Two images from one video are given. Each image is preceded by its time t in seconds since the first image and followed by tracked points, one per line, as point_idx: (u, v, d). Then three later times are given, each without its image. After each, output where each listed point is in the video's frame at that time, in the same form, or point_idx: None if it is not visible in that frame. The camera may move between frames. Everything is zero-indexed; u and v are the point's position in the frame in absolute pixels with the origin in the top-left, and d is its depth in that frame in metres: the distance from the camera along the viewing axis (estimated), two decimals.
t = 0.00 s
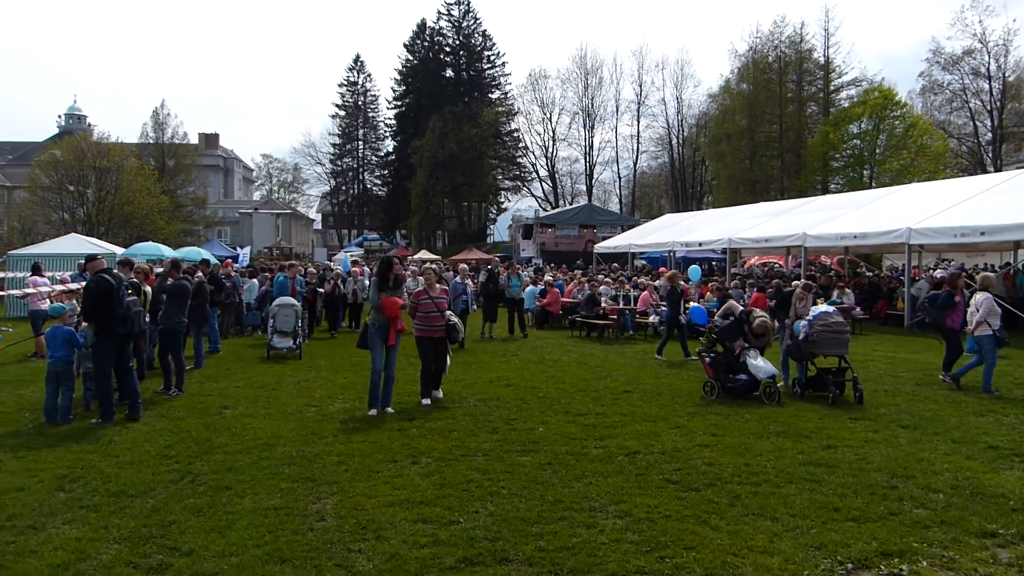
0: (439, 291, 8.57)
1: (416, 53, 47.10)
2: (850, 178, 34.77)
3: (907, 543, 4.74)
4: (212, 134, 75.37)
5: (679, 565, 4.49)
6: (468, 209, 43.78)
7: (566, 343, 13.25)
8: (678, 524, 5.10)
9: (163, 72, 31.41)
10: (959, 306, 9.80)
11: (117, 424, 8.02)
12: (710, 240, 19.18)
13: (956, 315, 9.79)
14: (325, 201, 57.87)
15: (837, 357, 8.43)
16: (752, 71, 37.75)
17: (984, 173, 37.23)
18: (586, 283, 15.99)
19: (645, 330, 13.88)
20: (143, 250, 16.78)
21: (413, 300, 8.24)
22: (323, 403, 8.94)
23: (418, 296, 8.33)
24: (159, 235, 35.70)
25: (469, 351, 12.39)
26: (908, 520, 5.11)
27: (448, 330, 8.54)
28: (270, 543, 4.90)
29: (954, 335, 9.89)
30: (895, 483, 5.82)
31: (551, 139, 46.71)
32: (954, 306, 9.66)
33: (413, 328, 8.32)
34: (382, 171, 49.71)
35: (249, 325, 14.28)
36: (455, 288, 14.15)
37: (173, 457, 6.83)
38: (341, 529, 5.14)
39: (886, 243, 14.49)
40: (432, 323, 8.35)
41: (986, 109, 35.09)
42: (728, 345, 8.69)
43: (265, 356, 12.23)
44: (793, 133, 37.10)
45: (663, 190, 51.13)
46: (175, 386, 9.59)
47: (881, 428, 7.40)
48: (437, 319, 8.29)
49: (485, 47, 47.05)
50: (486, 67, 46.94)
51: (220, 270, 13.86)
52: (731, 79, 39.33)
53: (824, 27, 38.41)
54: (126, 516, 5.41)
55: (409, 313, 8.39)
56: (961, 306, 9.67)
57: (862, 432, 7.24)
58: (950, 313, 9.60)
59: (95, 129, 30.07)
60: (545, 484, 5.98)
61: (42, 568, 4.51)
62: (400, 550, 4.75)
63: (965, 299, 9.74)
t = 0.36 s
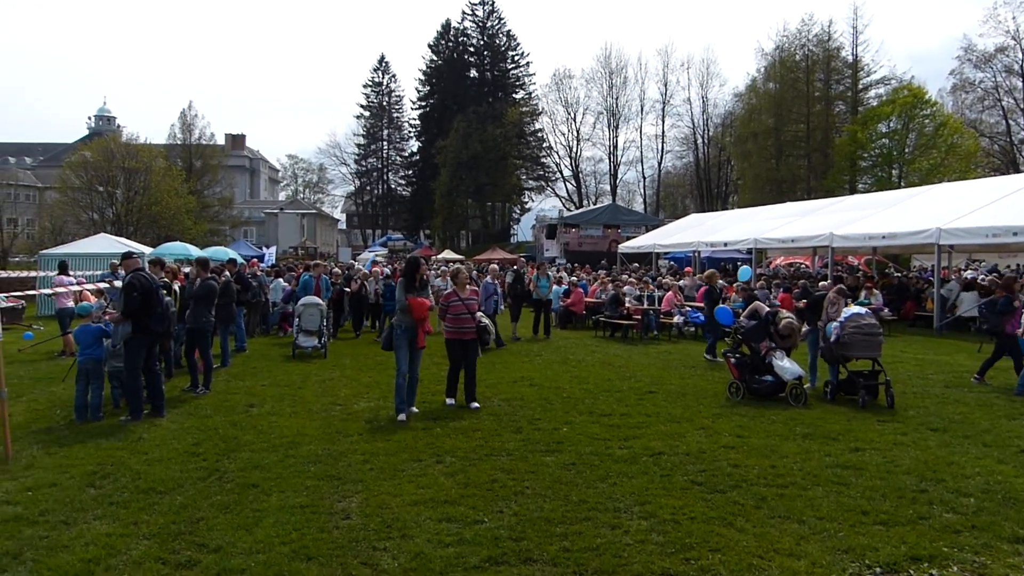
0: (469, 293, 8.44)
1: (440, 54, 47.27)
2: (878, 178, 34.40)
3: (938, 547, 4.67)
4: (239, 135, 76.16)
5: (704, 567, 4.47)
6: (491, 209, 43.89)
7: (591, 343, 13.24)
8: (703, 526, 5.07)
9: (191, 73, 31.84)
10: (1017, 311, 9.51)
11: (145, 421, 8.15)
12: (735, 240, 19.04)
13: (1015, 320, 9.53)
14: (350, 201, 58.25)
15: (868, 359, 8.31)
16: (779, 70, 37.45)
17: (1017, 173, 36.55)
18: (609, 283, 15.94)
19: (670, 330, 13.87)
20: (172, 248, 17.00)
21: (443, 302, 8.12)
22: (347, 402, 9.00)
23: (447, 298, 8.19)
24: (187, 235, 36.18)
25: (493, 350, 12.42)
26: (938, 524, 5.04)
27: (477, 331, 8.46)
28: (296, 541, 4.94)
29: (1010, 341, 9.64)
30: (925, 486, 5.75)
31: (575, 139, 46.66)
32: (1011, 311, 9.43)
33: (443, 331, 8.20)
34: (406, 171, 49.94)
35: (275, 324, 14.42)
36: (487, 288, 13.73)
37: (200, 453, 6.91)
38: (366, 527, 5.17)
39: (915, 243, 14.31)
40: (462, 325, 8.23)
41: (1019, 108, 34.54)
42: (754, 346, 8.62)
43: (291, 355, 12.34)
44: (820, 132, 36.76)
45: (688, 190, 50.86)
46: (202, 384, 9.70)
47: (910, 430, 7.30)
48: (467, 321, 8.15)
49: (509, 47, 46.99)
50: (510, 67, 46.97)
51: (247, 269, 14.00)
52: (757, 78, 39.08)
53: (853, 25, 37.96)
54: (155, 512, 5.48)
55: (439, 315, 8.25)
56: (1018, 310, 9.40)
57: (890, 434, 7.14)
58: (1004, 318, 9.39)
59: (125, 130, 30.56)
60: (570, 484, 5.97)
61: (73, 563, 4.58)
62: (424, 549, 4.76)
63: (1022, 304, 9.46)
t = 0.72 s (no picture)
0: (502, 290, 8.45)
1: (463, 51, 47.32)
2: (905, 176, 33.90)
3: (967, 551, 4.61)
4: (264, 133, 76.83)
5: (726, 566, 4.45)
6: (514, 207, 43.91)
7: (613, 342, 13.19)
8: (725, 525, 5.04)
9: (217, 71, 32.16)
10: None
11: (172, 416, 8.26)
12: (759, 239, 18.89)
13: None
14: (374, 199, 58.57)
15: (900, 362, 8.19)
16: (805, 66, 37.04)
17: None
18: (632, 282, 15.81)
19: (694, 329, 13.77)
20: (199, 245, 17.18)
21: (477, 298, 8.18)
22: (370, 399, 9.04)
23: (481, 294, 8.24)
24: (212, 232, 36.61)
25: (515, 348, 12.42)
26: (966, 527, 4.97)
27: (509, 329, 8.46)
28: (319, 536, 4.97)
29: None
30: (953, 489, 5.66)
31: (599, 136, 46.47)
32: None
33: (475, 327, 8.24)
34: (429, 169, 50.09)
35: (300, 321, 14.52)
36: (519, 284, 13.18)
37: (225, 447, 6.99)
38: (389, 523, 5.20)
39: (944, 242, 14.09)
40: (496, 322, 8.26)
41: None
42: (779, 345, 8.55)
43: (314, 352, 12.43)
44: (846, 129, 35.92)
45: (712, 187, 50.50)
46: (227, 380, 9.81)
47: (938, 432, 7.20)
48: (500, 318, 8.18)
49: (533, 44, 46.85)
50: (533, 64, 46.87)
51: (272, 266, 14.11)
52: (783, 75, 38.62)
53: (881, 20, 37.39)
54: (181, 506, 5.55)
55: (473, 311, 8.30)
56: None
57: (918, 436, 7.05)
58: None
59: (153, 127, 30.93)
60: (592, 483, 5.95)
61: (101, 554, 4.66)
62: (447, 546, 4.78)
63: None
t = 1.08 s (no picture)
0: (530, 286, 8.41)
1: (487, 47, 47.34)
2: (936, 171, 33.37)
3: (1000, 552, 4.53)
4: (289, 130, 77.47)
5: (754, 564, 4.42)
6: (538, 203, 43.88)
7: (638, 338, 13.13)
8: (753, 523, 5.00)
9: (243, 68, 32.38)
10: None
11: (199, 410, 8.38)
12: (786, 235, 18.71)
13: None
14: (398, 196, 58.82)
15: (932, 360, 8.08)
16: (833, 59, 36.62)
17: None
18: (656, 278, 15.72)
19: (719, 326, 13.67)
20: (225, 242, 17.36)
21: (506, 293, 8.14)
22: (395, 394, 9.09)
23: (511, 289, 8.20)
24: (238, 229, 36.96)
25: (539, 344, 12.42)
26: (999, 528, 4.89)
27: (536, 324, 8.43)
28: (347, 530, 5.01)
29: None
30: (985, 489, 5.57)
31: (623, 132, 46.26)
32: None
33: (503, 323, 8.21)
34: (453, 165, 50.21)
35: (324, 316, 14.63)
36: (554, 282, 12.81)
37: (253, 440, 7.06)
38: (416, 517, 5.22)
39: (976, 238, 13.87)
40: (523, 317, 8.22)
41: None
42: (807, 342, 8.46)
43: (339, 347, 12.51)
44: (875, 123, 35.90)
45: (737, 183, 50.10)
46: (255, 374, 9.92)
47: (969, 431, 7.09)
48: (528, 313, 8.15)
49: (557, 40, 46.73)
50: (557, 60, 46.78)
51: (297, 263, 14.23)
52: (810, 68, 38.24)
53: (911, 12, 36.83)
54: (210, 498, 5.62)
55: (501, 306, 8.27)
56: None
57: (948, 435, 6.95)
58: None
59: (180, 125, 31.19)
60: (618, 480, 5.93)
61: (132, 546, 4.73)
62: (472, 541, 4.79)
63: None
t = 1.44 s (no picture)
0: (554, 280, 8.38)
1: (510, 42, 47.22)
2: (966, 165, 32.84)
3: None
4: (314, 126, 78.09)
5: (779, 561, 4.38)
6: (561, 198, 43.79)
7: (662, 334, 13.06)
8: (780, 521, 4.94)
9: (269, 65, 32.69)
10: None
11: (226, 404, 8.46)
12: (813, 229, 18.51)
13: None
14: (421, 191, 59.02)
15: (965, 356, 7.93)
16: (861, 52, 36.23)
17: None
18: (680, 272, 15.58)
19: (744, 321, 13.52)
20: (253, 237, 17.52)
21: (531, 288, 8.10)
22: (419, 389, 9.10)
23: (535, 284, 8.18)
24: (263, 224, 37.28)
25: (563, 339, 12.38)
26: None
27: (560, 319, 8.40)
28: (371, 524, 5.02)
29: None
30: (1017, 487, 5.48)
31: (647, 127, 45.99)
32: None
33: (527, 317, 8.17)
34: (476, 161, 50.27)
35: (347, 312, 14.69)
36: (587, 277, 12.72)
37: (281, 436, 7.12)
38: (439, 512, 5.22)
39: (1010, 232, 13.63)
40: (548, 312, 8.18)
41: None
42: (835, 337, 8.40)
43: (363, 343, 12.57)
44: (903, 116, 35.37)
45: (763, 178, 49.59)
46: (280, 369, 10.04)
47: (1000, 428, 6.97)
48: (552, 308, 8.10)
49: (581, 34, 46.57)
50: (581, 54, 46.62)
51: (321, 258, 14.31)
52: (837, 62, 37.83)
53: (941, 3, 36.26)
54: (237, 491, 5.68)
55: (525, 302, 8.24)
56: None
57: (979, 432, 6.84)
58: None
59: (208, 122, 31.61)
60: (644, 476, 5.90)
61: (159, 538, 4.79)
62: (497, 536, 4.80)
63: None
